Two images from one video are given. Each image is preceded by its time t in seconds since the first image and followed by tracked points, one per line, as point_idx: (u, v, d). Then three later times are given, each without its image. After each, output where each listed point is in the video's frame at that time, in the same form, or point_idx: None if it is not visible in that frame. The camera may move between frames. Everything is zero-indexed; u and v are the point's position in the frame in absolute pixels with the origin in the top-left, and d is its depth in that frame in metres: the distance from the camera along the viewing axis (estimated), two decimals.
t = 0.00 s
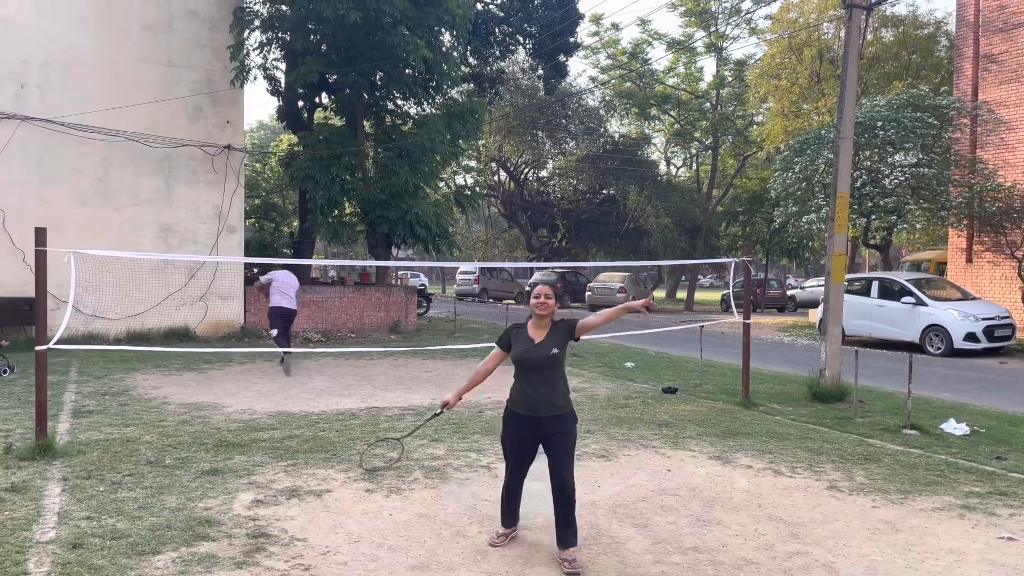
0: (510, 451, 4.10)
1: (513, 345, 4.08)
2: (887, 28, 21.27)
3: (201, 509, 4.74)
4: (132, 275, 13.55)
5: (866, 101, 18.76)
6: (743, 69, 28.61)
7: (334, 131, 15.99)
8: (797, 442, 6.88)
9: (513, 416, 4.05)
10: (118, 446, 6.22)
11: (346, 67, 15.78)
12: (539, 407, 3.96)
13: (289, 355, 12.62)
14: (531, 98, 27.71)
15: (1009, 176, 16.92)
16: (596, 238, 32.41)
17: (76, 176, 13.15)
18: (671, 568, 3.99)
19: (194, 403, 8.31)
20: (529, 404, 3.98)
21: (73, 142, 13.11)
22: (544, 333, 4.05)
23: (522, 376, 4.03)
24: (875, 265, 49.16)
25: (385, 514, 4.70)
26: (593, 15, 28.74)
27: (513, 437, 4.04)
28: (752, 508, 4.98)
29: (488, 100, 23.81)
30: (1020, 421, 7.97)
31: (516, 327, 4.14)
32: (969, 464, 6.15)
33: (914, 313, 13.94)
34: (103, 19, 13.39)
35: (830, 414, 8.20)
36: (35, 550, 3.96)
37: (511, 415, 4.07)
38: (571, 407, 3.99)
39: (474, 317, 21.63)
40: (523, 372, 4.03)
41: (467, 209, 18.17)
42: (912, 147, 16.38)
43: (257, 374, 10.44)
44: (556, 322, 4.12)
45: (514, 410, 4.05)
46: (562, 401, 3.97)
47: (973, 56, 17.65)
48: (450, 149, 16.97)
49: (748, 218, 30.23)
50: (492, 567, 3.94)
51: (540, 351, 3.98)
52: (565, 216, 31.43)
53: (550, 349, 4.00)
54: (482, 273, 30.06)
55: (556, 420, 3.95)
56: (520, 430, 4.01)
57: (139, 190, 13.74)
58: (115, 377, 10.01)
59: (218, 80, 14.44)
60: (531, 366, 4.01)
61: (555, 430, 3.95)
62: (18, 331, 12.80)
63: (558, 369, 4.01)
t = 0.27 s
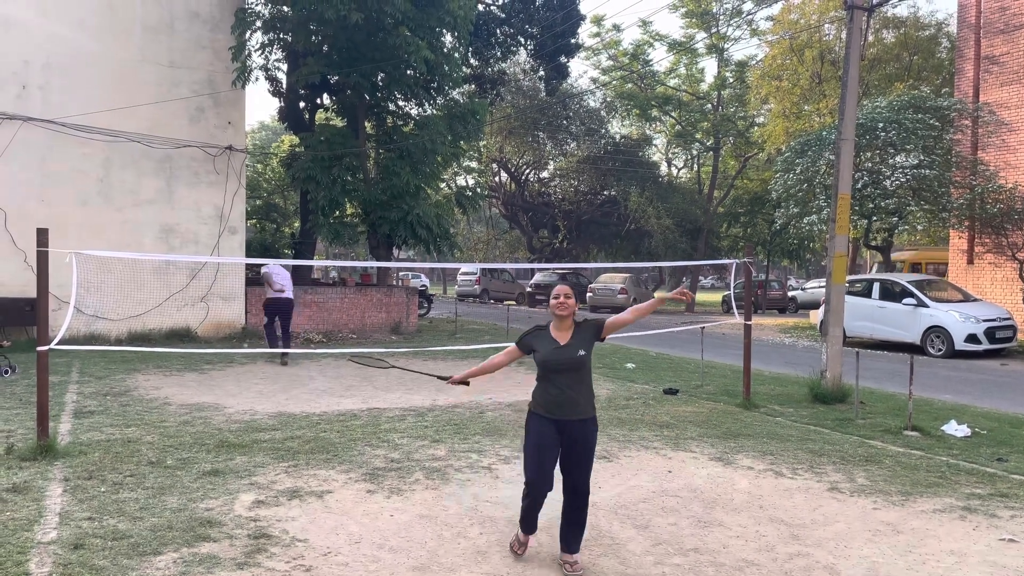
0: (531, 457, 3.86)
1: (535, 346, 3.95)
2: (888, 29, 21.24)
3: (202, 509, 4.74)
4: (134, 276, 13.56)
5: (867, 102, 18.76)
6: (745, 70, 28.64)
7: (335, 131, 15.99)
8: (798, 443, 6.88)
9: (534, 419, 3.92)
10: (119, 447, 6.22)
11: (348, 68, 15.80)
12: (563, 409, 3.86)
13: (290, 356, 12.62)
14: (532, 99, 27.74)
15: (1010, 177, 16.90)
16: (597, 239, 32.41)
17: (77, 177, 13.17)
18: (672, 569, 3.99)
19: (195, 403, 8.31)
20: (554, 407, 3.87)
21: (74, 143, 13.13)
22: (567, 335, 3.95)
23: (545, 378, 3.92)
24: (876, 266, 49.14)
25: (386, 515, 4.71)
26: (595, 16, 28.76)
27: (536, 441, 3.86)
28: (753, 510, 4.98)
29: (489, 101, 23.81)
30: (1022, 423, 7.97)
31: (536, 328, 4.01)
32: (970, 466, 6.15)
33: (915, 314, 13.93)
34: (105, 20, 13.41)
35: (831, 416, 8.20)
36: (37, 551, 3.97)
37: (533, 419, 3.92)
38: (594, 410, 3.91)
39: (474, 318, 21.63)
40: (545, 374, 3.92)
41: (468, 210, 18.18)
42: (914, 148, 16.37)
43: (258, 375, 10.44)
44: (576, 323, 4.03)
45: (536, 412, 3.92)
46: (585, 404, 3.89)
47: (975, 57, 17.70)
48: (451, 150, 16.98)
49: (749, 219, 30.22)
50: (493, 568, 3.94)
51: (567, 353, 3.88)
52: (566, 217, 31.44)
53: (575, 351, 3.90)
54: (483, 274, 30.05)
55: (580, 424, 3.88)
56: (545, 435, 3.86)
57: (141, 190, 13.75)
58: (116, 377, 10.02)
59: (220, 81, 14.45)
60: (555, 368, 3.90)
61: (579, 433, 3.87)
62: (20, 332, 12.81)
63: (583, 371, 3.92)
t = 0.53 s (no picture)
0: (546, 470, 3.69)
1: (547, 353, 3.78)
2: (890, 30, 21.21)
3: (203, 509, 4.74)
4: (135, 276, 13.57)
5: (868, 103, 18.77)
6: (745, 71, 28.68)
7: (336, 132, 16.01)
8: (799, 444, 6.88)
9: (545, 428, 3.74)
10: (120, 447, 6.23)
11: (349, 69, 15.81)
12: (576, 419, 3.70)
13: (291, 356, 12.63)
14: (533, 100, 27.74)
15: (1011, 178, 16.89)
16: (598, 240, 32.41)
17: (78, 177, 13.18)
18: (672, 569, 3.99)
19: (196, 403, 8.31)
20: (568, 417, 3.70)
21: (75, 143, 13.14)
22: (581, 343, 3.80)
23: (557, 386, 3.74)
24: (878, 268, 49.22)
25: (387, 515, 4.71)
26: (596, 17, 28.78)
27: (551, 455, 3.68)
28: (754, 510, 4.98)
29: (490, 101, 23.83)
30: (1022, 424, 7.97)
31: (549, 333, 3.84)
32: (971, 467, 6.15)
33: (916, 315, 13.92)
34: (106, 20, 13.42)
35: (832, 417, 8.19)
36: (37, 550, 3.97)
37: (545, 429, 3.73)
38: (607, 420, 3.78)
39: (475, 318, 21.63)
40: (557, 383, 3.74)
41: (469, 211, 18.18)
42: (915, 149, 16.37)
43: (258, 375, 10.45)
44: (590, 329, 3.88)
45: (547, 422, 3.74)
46: (599, 413, 3.74)
47: (976, 58, 17.67)
48: (453, 151, 17.00)
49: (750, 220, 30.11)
50: (494, 568, 3.93)
51: (582, 363, 3.71)
52: (567, 218, 31.44)
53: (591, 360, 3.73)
54: (484, 275, 30.06)
55: (592, 434, 3.74)
56: (560, 447, 3.68)
57: (142, 191, 13.76)
58: (117, 377, 10.03)
59: (221, 81, 14.46)
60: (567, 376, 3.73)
61: (591, 444, 3.74)
62: (21, 332, 12.83)
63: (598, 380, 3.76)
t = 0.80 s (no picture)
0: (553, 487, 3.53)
1: (553, 365, 3.58)
2: (890, 31, 21.20)
3: (203, 509, 4.74)
4: (135, 276, 13.57)
5: (868, 104, 18.77)
6: (746, 71, 28.73)
7: (336, 132, 16.02)
8: (799, 445, 6.88)
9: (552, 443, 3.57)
10: (120, 446, 6.23)
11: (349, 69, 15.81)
12: (587, 435, 3.51)
13: (291, 356, 12.63)
14: (533, 100, 27.73)
15: (1012, 179, 16.89)
16: (598, 240, 32.41)
17: (79, 177, 13.18)
18: (672, 570, 3.99)
19: (196, 403, 8.31)
20: (576, 433, 3.51)
21: (75, 143, 13.14)
22: (590, 353, 3.58)
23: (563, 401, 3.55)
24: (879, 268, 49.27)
25: (387, 515, 4.71)
26: (596, 17, 28.79)
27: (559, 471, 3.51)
28: (753, 511, 4.98)
29: (490, 102, 23.82)
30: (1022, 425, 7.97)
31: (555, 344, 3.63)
32: (971, 468, 6.15)
33: (916, 316, 13.92)
34: (107, 20, 13.42)
35: (832, 417, 8.19)
36: (37, 550, 3.97)
37: (552, 445, 3.56)
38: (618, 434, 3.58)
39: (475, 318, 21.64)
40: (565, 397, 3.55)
41: (469, 211, 18.18)
42: (915, 150, 16.37)
43: (259, 375, 10.45)
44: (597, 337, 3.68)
45: (555, 437, 3.56)
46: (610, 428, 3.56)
47: (976, 59, 17.67)
48: (453, 151, 17.00)
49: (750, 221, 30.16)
50: (494, 569, 3.94)
51: (591, 376, 3.51)
52: (567, 218, 31.45)
53: (600, 373, 3.53)
54: (484, 275, 30.07)
55: (603, 450, 3.55)
56: (569, 465, 3.50)
57: (143, 190, 13.77)
58: (118, 377, 10.03)
59: (221, 81, 14.46)
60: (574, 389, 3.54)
61: (601, 459, 3.56)
62: (21, 331, 12.83)
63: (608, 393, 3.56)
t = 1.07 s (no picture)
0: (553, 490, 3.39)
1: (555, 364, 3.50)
2: (890, 31, 21.18)
3: (203, 508, 4.74)
4: (135, 275, 13.57)
5: (868, 104, 18.77)
6: (746, 71, 28.77)
7: (336, 131, 16.01)
8: (799, 444, 6.87)
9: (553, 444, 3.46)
10: (119, 445, 6.22)
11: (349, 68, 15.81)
12: (585, 437, 3.35)
13: (290, 355, 12.63)
14: (533, 99, 27.72)
15: (1011, 179, 16.89)
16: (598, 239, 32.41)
17: (79, 175, 13.18)
18: (672, 569, 3.99)
19: (195, 402, 8.31)
20: (575, 435, 3.37)
21: (75, 142, 13.14)
22: (595, 353, 3.47)
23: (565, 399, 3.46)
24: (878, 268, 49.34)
25: (386, 515, 4.70)
26: (596, 17, 28.80)
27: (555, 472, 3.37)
28: (753, 510, 4.98)
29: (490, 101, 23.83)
30: (1022, 425, 7.97)
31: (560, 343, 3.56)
32: (970, 467, 6.15)
33: (916, 316, 13.92)
34: (106, 19, 13.42)
35: (832, 417, 8.18)
36: (37, 548, 3.97)
37: (552, 447, 3.42)
38: (624, 440, 3.38)
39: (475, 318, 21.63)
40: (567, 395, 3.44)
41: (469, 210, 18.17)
42: (915, 150, 16.37)
43: (258, 374, 10.45)
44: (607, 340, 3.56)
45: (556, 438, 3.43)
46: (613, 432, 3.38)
47: (976, 59, 17.66)
48: (453, 150, 17.00)
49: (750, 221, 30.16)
50: (493, 568, 3.94)
51: (592, 374, 3.38)
52: (567, 218, 31.45)
53: (603, 373, 3.39)
54: (484, 275, 30.06)
55: (605, 455, 3.35)
56: (565, 466, 3.36)
57: (143, 189, 13.76)
58: (117, 376, 10.03)
59: (221, 80, 14.46)
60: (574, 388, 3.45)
61: (604, 466, 3.35)
62: (21, 330, 12.83)
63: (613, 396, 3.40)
